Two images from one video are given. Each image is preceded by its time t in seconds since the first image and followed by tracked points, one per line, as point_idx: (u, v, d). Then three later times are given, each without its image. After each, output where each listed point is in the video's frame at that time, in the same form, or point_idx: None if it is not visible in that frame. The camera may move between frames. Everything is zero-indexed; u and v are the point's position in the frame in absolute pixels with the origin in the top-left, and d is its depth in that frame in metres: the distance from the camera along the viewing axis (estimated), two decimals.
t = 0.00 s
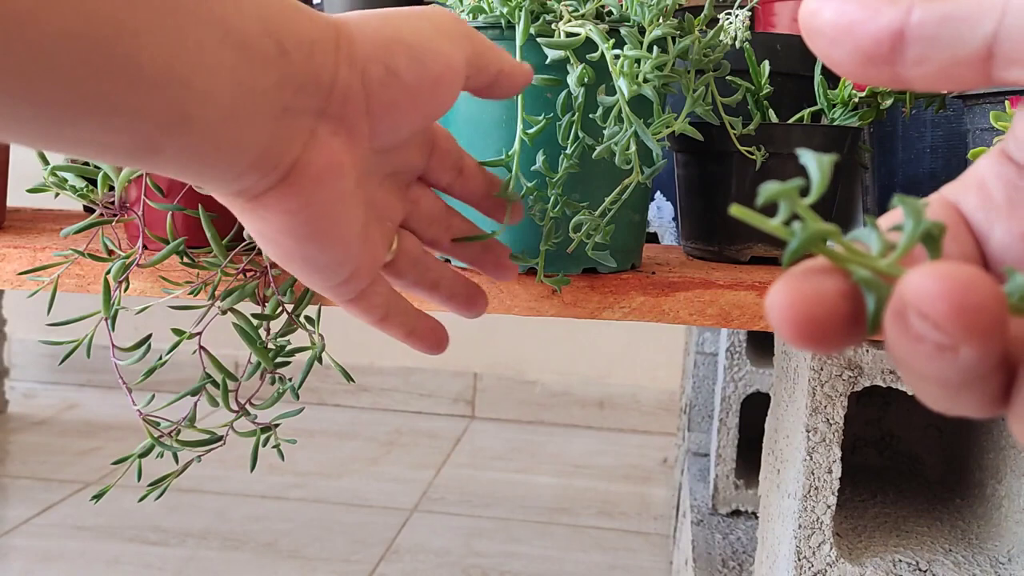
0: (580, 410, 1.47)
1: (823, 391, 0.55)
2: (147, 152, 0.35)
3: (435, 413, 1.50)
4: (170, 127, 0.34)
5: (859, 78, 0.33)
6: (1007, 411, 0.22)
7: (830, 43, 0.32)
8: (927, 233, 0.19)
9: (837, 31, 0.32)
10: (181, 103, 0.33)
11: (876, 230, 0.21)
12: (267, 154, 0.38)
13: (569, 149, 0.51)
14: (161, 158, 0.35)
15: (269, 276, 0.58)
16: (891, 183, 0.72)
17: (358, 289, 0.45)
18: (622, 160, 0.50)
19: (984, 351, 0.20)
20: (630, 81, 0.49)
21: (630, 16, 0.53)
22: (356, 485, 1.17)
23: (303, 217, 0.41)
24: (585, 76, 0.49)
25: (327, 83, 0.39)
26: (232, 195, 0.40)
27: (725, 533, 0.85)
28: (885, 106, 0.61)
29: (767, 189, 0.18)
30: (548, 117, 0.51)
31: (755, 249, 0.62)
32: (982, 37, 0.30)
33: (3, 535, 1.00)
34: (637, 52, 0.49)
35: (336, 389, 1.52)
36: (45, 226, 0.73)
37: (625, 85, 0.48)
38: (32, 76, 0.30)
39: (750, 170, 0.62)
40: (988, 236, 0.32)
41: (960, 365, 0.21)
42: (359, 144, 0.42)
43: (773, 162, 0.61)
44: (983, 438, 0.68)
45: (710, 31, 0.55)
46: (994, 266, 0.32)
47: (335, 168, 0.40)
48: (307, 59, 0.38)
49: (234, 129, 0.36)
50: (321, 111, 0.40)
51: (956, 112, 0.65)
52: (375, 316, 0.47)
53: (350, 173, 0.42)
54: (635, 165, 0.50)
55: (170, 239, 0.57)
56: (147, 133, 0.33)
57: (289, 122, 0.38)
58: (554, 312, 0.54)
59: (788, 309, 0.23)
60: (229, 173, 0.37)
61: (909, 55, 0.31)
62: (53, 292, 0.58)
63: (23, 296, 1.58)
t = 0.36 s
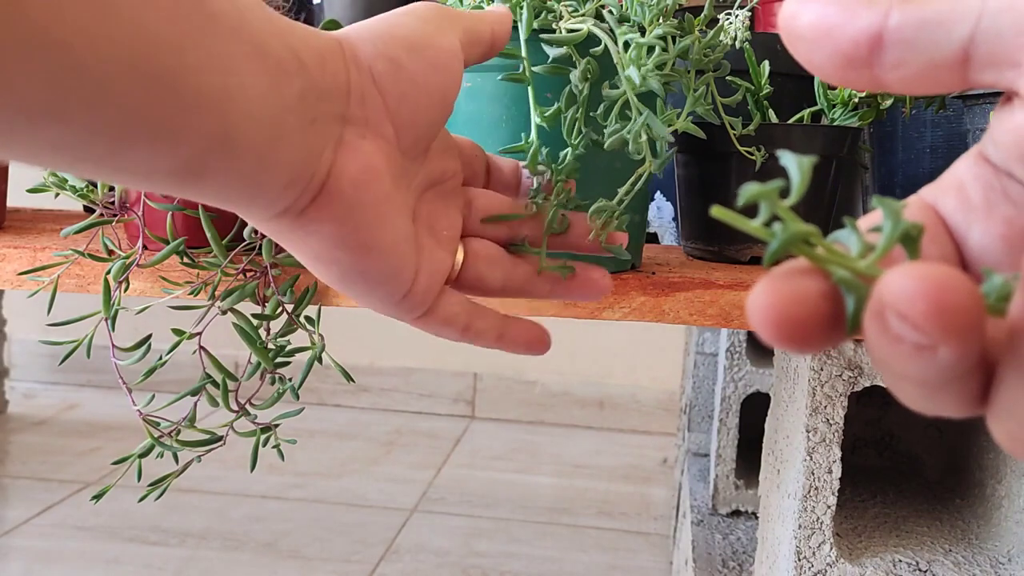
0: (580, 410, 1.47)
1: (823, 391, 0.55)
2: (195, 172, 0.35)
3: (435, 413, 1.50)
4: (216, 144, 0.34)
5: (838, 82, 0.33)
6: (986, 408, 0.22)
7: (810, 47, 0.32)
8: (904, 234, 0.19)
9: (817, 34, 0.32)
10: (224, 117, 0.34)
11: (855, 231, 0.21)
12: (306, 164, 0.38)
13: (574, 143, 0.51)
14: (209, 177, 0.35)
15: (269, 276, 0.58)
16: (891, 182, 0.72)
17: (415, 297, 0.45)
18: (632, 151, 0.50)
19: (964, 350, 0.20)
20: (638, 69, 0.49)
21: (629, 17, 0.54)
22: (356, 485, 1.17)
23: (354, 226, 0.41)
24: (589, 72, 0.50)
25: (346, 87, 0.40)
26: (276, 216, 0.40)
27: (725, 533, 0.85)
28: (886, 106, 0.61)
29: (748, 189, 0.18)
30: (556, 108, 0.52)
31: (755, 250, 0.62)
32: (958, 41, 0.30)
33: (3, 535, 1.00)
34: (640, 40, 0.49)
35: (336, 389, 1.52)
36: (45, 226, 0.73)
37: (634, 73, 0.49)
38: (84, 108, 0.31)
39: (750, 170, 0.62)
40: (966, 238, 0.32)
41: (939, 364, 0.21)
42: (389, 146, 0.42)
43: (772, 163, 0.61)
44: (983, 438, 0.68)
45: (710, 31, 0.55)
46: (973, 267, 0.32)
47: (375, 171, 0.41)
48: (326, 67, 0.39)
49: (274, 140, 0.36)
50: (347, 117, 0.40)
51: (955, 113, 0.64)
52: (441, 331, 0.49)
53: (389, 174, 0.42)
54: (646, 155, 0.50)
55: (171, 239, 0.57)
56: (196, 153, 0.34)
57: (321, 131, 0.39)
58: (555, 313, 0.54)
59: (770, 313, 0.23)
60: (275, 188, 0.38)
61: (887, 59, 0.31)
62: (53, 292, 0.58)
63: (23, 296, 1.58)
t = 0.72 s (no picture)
0: (580, 409, 1.47)
1: (823, 391, 0.55)
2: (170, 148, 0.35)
3: (435, 413, 1.50)
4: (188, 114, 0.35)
5: (843, 81, 0.33)
6: (995, 413, 0.22)
7: (816, 46, 0.32)
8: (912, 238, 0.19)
9: (822, 34, 0.32)
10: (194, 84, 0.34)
11: (861, 234, 0.21)
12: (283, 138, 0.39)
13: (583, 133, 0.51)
14: (189, 150, 0.36)
15: (269, 276, 0.58)
16: (891, 182, 0.73)
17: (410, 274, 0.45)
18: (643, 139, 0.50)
19: (972, 355, 0.20)
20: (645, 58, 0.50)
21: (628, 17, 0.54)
22: (356, 486, 1.17)
23: (338, 198, 0.41)
24: (592, 66, 0.50)
25: (312, 59, 0.41)
26: (260, 195, 0.41)
27: (725, 533, 0.85)
28: (885, 107, 0.61)
29: (753, 193, 0.18)
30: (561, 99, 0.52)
31: (755, 250, 0.62)
32: (966, 41, 0.30)
33: (3, 535, 1.00)
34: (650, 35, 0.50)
35: (336, 389, 1.52)
36: (45, 226, 0.73)
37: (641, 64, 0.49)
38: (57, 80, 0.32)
39: (751, 170, 0.62)
40: (974, 240, 0.32)
41: (948, 369, 0.21)
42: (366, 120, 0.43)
43: (772, 163, 0.61)
44: (983, 438, 0.68)
45: (709, 30, 0.55)
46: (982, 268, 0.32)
47: (351, 139, 0.41)
48: (288, 40, 0.40)
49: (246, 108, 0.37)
50: (318, 87, 0.41)
51: (956, 113, 0.64)
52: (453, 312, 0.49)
53: (367, 143, 0.42)
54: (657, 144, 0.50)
55: (170, 238, 0.57)
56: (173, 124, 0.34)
57: (292, 102, 0.39)
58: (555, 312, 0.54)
59: (779, 315, 0.23)
60: (253, 161, 0.38)
61: (893, 60, 0.31)
62: (53, 292, 0.58)
63: (23, 296, 1.58)
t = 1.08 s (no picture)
0: (581, 410, 1.47)
1: (823, 391, 0.55)
2: (169, 129, 0.35)
3: (436, 413, 1.50)
4: (186, 91, 0.34)
5: (849, 73, 0.33)
6: (998, 402, 0.22)
7: (821, 37, 0.32)
8: (916, 226, 0.19)
9: (828, 25, 0.32)
10: (189, 61, 0.34)
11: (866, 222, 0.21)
12: (280, 115, 0.38)
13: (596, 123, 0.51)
14: (188, 130, 0.35)
15: (269, 276, 0.58)
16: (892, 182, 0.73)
17: (424, 251, 0.44)
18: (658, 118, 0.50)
19: (976, 340, 0.20)
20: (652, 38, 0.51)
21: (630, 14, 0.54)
22: (356, 485, 1.17)
23: (340, 174, 0.40)
24: (597, 56, 0.51)
25: (300, 38, 0.40)
26: (262, 178, 0.40)
27: (725, 533, 0.85)
28: (885, 106, 0.61)
29: (759, 179, 0.18)
30: (570, 92, 0.53)
31: (755, 248, 0.62)
32: (971, 32, 0.30)
33: (3, 535, 1.00)
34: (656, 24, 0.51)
35: (336, 389, 1.52)
36: (45, 227, 0.74)
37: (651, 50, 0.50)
38: (51, 62, 0.31)
39: (751, 170, 0.62)
40: (977, 229, 0.32)
41: (952, 355, 0.21)
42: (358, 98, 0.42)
43: (772, 163, 0.61)
44: (983, 438, 0.68)
45: (710, 31, 0.55)
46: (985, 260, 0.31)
47: (346, 114, 0.41)
48: (276, 19, 0.40)
49: (241, 84, 0.36)
50: (309, 65, 0.40)
51: (955, 113, 0.64)
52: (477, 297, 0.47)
53: (362, 118, 0.42)
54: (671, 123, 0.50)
55: (170, 238, 0.57)
56: (171, 102, 0.34)
57: (285, 80, 0.39)
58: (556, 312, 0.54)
59: (785, 301, 0.23)
60: (253, 141, 0.37)
61: (897, 49, 0.31)
62: (53, 292, 0.57)
63: (23, 296, 1.59)
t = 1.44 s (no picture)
0: (581, 410, 1.47)
1: (823, 391, 0.55)
2: (168, 83, 0.33)
3: (436, 413, 1.50)
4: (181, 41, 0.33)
5: (844, 74, 0.32)
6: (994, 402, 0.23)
7: (815, 37, 0.31)
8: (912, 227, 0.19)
9: (822, 25, 0.30)
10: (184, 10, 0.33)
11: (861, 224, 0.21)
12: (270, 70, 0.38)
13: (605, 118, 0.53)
14: (187, 86, 0.34)
15: (269, 276, 0.58)
16: (892, 182, 0.73)
17: (434, 193, 0.44)
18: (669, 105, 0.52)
19: (971, 342, 0.21)
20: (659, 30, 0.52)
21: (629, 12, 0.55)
22: (356, 485, 1.17)
23: (336, 121, 0.40)
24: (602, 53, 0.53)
25: None
26: (261, 136, 0.39)
27: (725, 533, 0.85)
28: (885, 107, 0.61)
29: (755, 183, 0.18)
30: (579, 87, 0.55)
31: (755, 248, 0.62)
32: (965, 33, 0.29)
33: (3, 535, 1.00)
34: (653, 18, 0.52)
35: (336, 389, 1.52)
36: (45, 227, 0.73)
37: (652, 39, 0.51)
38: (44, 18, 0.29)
39: (751, 170, 0.62)
40: (973, 229, 0.32)
41: (948, 357, 0.21)
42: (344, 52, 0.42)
43: (773, 163, 0.61)
44: (983, 438, 0.68)
45: (710, 30, 0.55)
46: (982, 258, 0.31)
47: (330, 65, 0.41)
48: None
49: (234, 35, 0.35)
50: (289, 20, 0.40)
51: (956, 112, 0.64)
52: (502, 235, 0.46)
53: (350, 64, 0.42)
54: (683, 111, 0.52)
55: (171, 238, 0.57)
56: (170, 56, 0.33)
57: (269, 35, 0.38)
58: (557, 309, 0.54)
59: (782, 305, 0.23)
60: (247, 93, 0.37)
61: (893, 50, 0.30)
62: (53, 292, 0.57)
63: (23, 296, 1.59)
